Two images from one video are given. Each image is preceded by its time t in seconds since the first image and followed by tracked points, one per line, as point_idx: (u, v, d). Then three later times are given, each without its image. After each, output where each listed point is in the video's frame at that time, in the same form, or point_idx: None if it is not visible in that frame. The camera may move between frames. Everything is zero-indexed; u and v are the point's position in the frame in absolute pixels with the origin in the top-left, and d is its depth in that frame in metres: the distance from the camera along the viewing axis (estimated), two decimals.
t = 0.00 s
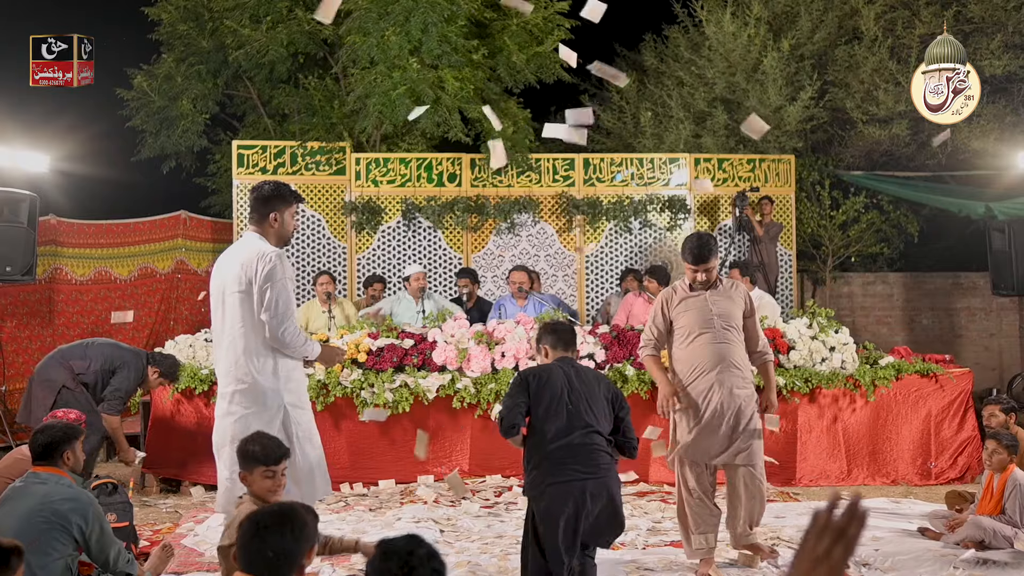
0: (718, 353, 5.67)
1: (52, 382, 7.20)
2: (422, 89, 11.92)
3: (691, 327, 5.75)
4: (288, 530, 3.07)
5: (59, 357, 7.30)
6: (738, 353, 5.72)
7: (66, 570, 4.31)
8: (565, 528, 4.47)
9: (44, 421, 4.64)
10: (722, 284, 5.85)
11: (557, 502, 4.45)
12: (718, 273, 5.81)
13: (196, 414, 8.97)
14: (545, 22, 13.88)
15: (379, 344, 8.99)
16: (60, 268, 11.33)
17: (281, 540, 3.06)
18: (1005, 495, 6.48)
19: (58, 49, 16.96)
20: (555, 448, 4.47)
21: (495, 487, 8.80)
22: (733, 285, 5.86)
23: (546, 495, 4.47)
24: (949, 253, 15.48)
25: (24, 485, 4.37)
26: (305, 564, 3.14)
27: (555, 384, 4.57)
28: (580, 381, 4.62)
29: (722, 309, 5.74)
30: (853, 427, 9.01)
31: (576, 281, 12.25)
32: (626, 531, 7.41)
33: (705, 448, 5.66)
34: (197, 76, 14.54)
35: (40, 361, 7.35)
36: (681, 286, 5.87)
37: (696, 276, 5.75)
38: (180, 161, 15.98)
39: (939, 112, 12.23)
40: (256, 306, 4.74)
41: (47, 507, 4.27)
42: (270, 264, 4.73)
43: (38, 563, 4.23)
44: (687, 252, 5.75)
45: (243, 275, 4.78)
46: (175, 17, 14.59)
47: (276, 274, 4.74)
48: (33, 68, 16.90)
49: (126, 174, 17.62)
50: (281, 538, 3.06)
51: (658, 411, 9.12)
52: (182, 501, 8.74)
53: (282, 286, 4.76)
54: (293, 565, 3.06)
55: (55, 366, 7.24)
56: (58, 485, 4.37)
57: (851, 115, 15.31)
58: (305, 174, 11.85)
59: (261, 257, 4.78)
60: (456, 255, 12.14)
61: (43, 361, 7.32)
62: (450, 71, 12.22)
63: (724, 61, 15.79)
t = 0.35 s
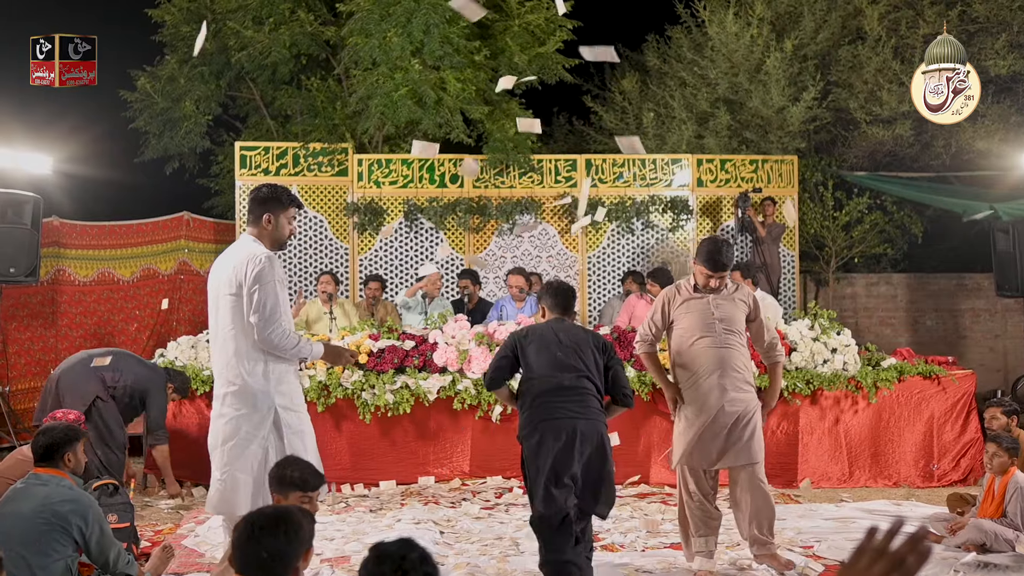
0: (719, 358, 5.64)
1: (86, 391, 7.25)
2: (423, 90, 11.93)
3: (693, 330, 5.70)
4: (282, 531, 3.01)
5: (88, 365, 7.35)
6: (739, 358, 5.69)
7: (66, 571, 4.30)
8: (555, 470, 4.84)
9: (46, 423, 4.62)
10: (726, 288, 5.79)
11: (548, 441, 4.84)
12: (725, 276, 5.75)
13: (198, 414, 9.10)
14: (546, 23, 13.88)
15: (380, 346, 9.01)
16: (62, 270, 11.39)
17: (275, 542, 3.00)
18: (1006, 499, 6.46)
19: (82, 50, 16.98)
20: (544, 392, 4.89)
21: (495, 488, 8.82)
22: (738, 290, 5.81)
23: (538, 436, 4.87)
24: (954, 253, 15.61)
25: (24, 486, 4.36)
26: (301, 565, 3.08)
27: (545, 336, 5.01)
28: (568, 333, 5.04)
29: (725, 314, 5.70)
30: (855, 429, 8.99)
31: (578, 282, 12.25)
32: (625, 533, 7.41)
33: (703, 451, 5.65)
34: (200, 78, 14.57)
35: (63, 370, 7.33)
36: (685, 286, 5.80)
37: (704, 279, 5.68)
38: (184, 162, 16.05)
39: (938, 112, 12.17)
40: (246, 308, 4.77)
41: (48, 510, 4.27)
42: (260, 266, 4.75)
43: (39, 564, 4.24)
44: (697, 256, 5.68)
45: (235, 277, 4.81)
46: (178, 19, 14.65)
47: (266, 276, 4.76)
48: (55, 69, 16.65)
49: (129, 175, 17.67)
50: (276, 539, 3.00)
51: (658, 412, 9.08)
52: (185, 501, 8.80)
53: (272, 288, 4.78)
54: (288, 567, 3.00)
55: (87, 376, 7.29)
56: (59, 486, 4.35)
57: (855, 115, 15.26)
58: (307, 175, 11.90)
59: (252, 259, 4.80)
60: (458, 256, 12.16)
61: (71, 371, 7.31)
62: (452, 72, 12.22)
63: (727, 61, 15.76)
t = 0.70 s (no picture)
0: (744, 364, 5.44)
1: (108, 393, 7.96)
2: (427, 92, 11.93)
3: (719, 333, 5.50)
4: (286, 532, 3.03)
5: (112, 369, 8.09)
6: (764, 366, 5.48)
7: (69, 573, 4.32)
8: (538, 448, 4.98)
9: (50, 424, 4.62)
10: (760, 295, 5.57)
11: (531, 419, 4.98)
12: (760, 283, 5.53)
13: (202, 416, 9.18)
14: (550, 24, 13.88)
15: (384, 347, 9.03)
16: (68, 271, 11.44)
17: (279, 542, 3.02)
18: (1009, 499, 6.46)
19: (74, 49, 15.85)
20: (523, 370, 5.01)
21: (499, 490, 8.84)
22: (772, 299, 5.59)
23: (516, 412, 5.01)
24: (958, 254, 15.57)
25: (26, 488, 4.38)
26: (305, 565, 3.10)
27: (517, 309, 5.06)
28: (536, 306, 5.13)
29: (755, 321, 5.48)
30: (859, 431, 8.98)
31: (582, 284, 12.24)
32: (626, 535, 7.43)
33: (715, 457, 5.47)
34: (205, 79, 14.59)
35: (83, 371, 7.99)
36: (718, 287, 5.59)
37: (740, 281, 5.47)
38: (189, 163, 16.09)
39: (938, 112, 12.16)
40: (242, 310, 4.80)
41: (52, 512, 4.29)
42: (257, 269, 4.80)
43: (43, 566, 4.25)
44: (737, 257, 5.48)
45: (233, 280, 4.86)
46: (183, 20, 14.68)
47: (262, 278, 4.80)
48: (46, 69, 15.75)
49: (134, 176, 17.71)
50: (280, 540, 3.03)
51: (661, 414, 9.12)
52: (189, 503, 8.85)
53: (268, 290, 4.82)
54: (292, 568, 3.01)
55: (110, 381, 8.03)
56: (62, 489, 4.38)
57: (859, 116, 15.26)
58: (312, 176, 11.92)
59: (250, 262, 4.85)
60: (462, 257, 12.16)
61: (93, 372, 7.99)
62: (455, 74, 12.22)
63: (732, 62, 15.76)
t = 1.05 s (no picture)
0: (780, 366, 5.24)
1: (113, 401, 8.05)
2: (429, 94, 11.92)
3: (759, 332, 5.28)
4: (292, 534, 2.99)
5: (114, 374, 8.14)
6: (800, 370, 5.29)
7: None
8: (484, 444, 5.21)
9: (49, 427, 4.60)
10: (799, 295, 5.38)
11: (481, 414, 5.22)
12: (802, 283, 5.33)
13: (203, 418, 9.19)
14: (553, 25, 13.88)
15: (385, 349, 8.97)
16: (69, 273, 11.43)
17: (285, 543, 2.97)
18: (1009, 501, 6.48)
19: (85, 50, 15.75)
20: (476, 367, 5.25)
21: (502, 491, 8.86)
22: (811, 301, 5.39)
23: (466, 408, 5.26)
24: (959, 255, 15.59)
25: (26, 493, 4.37)
26: (310, 569, 3.04)
27: (473, 307, 5.31)
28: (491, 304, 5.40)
29: (795, 322, 5.28)
30: (862, 433, 8.98)
31: (585, 284, 12.26)
32: (627, 537, 7.45)
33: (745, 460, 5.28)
34: (207, 81, 14.60)
35: (88, 375, 8.03)
36: (759, 287, 5.37)
37: (784, 278, 5.26)
38: (191, 165, 16.09)
39: (938, 112, 12.17)
40: (240, 314, 4.81)
41: (51, 518, 4.28)
42: (256, 272, 4.80)
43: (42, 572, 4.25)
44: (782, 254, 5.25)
45: (232, 284, 4.87)
46: (185, 21, 14.68)
47: (260, 282, 4.80)
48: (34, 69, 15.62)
49: (135, 178, 17.73)
50: (287, 541, 2.98)
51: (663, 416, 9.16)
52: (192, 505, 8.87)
53: (266, 293, 4.82)
54: (297, 569, 2.96)
55: (113, 387, 8.08)
56: (61, 493, 4.37)
57: (861, 117, 15.27)
58: (315, 177, 11.93)
59: (248, 265, 4.85)
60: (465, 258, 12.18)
61: (97, 378, 8.05)
62: (458, 76, 12.21)
63: (733, 63, 15.78)
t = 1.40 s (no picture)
0: (796, 368, 5.11)
1: (118, 402, 8.08)
2: (431, 95, 11.93)
3: (772, 335, 5.16)
4: (303, 537, 3.03)
5: (117, 376, 8.16)
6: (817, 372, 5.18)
7: None
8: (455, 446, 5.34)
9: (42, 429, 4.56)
10: (813, 296, 5.28)
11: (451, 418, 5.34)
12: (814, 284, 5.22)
13: (204, 418, 9.21)
14: (554, 26, 13.88)
15: (386, 350, 9.02)
16: (69, 275, 11.42)
17: (295, 545, 3.02)
18: (1007, 502, 6.48)
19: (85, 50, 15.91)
20: (447, 372, 5.36)
21: (503, 492, 8.86)
22: (825, 301, 5.29)
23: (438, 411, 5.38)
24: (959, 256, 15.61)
25: (22, 499, 4.35)
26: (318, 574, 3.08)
27: (446, 314, 5.42)
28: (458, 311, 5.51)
29: (809, 323, 5.18)
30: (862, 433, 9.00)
31: (587, 284, 12.29)
32: (628, 538, 7.46)
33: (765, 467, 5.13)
34: (209, 81, 14.60)
35: (92, 376, 8.08)
36: (771, 289, 5.27)
37: (793, 280, 5.14)
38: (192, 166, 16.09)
39: (938, 112, 12.17)
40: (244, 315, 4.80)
41: (49, 524, 4.29)
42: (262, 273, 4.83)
43: None
44: (791, 255, 5.15)
45: (236, 284, 4.87)
46: (187, 22, 14.70)
47: (265, 283, 4.83)
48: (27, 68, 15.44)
49: (136, 179, 17.73)
50: (297, 542, 3.02)
51: (664, 417, 9.17)
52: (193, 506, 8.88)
53: (270, 293, 4.84)
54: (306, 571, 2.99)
55: (118, 389, 8.12)
56: (58, 498, 4.37)
57: (861, 118, 15.28)
58: (316, 178, 11.93)
59: (252, 267, 4.88)
60: (467, 259, 12.18)
61: (102, 379, 8.09)
62: (460, 76, 12.21)
63: (734, 65, 15.80)
